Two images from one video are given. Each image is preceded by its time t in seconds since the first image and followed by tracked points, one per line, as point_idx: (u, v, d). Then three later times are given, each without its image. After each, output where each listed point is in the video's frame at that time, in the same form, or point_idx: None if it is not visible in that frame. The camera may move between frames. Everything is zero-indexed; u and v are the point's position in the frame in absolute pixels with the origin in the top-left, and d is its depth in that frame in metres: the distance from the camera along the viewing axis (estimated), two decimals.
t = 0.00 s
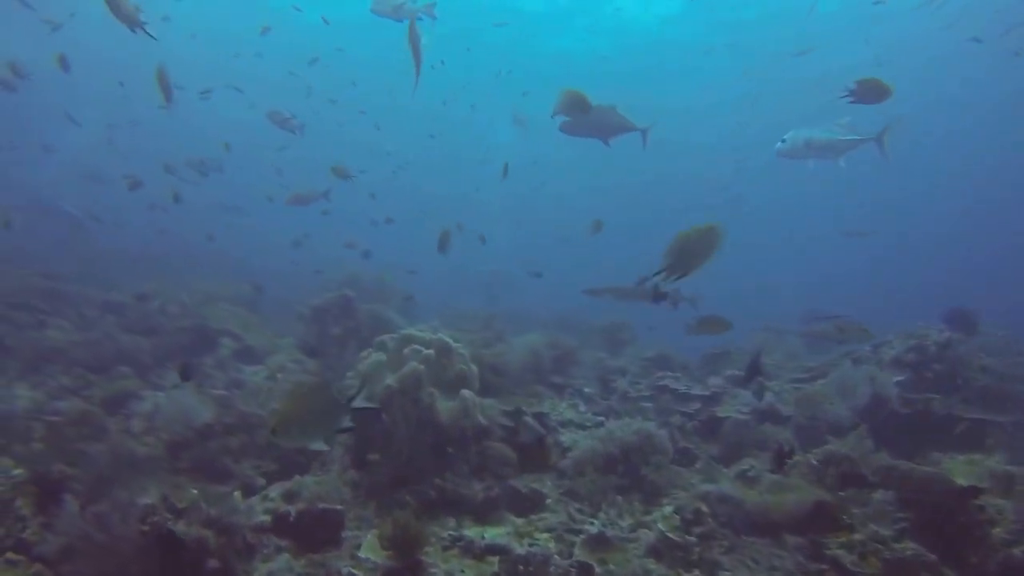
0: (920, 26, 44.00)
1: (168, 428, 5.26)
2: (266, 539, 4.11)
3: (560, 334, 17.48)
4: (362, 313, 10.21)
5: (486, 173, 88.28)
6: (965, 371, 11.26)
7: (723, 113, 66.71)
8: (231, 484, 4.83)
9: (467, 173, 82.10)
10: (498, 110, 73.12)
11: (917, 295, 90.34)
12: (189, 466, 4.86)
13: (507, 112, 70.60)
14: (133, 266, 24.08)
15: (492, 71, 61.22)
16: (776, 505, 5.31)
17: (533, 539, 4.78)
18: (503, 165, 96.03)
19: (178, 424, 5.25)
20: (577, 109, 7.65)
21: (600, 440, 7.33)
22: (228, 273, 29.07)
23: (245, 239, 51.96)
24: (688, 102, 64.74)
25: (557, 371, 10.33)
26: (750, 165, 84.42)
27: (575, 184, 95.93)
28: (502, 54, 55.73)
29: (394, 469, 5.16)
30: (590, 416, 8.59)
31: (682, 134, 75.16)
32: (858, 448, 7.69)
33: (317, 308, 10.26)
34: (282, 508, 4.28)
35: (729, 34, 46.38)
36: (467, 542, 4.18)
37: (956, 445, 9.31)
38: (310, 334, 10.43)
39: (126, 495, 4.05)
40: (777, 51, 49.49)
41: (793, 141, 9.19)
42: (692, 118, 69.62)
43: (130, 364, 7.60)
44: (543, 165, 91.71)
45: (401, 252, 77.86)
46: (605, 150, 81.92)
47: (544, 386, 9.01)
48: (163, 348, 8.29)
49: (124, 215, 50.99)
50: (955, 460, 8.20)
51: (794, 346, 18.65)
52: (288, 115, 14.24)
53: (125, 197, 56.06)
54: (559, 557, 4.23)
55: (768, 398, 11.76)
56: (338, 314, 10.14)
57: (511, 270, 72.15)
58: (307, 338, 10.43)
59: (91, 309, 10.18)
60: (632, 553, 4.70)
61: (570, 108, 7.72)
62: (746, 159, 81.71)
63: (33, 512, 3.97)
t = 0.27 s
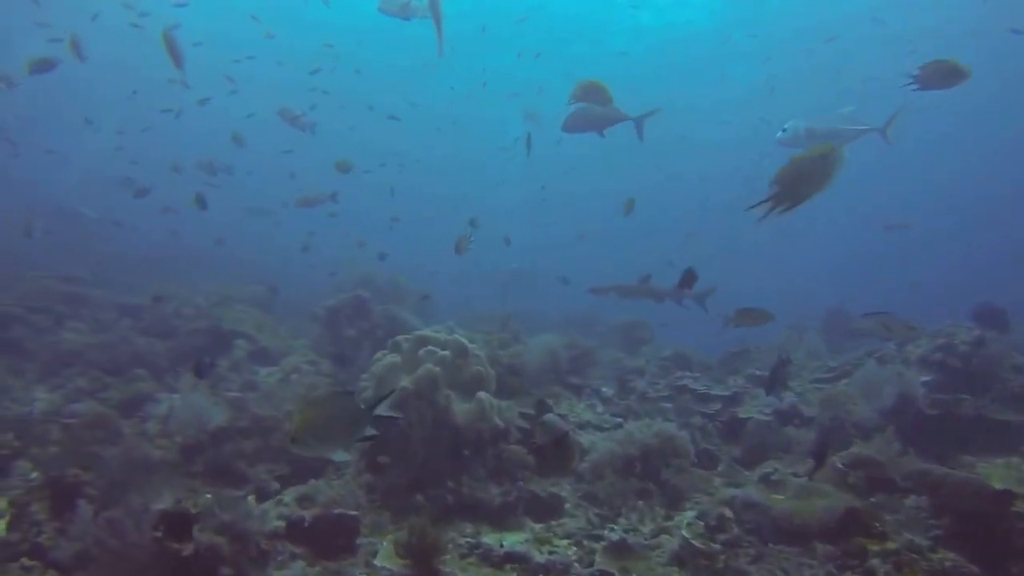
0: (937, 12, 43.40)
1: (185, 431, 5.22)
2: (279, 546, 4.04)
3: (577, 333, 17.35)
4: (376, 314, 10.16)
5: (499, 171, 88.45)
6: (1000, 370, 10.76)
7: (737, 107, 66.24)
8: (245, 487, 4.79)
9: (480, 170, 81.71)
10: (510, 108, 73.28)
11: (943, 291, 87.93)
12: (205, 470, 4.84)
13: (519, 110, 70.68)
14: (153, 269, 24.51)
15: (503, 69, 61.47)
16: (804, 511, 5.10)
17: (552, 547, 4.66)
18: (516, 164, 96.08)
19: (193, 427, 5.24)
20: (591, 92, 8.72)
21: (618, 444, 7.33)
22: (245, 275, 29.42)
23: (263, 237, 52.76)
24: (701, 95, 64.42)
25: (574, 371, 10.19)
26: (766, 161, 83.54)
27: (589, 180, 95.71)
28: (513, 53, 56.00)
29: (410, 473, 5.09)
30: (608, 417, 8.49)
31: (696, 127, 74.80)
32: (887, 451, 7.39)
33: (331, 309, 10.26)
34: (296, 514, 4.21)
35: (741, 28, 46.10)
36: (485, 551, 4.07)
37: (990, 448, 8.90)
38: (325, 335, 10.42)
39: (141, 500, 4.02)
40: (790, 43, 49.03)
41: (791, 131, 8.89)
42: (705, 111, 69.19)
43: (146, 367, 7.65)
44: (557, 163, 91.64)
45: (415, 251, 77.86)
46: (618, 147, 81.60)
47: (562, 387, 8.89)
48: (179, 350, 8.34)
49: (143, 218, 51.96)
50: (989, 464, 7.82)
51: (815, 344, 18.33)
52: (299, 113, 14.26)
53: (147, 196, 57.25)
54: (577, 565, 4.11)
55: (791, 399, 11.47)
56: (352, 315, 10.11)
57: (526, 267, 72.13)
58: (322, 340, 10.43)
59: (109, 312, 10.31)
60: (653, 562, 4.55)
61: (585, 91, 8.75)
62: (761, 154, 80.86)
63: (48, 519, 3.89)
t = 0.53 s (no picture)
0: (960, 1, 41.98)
1: (197, 433, 5.16)
2: (294, 551, 3.95)
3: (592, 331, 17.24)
4: (389, 312, 10.10)
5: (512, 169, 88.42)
6: None
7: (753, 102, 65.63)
8: (258, 490, 4.72)
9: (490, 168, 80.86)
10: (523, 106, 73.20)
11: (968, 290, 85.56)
12: (218, 471, 4.78)
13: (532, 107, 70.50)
14: (170, 269, 24.77)
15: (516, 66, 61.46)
16: (832, 517, 4.91)
17: (570, 554, 4.54)
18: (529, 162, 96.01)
19: (206, 428, 5.19)
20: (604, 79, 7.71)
21: (634, 448, 7.27)
22: (261, 274, 29.66)
23: (278, 235, 53.27)
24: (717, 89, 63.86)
25: (590, 371, 10.06)
26: (782, 156, 82.64)
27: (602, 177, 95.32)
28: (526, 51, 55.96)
29: (425, 477, 5.00)
30: (624, 417, 8.36)
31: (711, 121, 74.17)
32: (916, 454, 7.10)
33: (345, 308, 10.22)
34: (309, 518, 4.11)
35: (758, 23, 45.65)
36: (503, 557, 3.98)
37: None
38: (338, 334, 10.38)
39: (153, 503, 3.95)
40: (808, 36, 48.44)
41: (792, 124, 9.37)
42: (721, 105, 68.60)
43: (160, 366, 7.66)
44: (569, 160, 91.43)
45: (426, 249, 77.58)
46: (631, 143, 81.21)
47: (577, 386, 8.80)
48: (193, 348, 8.34)
49: (162, 218, 52.67)
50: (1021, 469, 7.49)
51: (835, 344, 17.99)
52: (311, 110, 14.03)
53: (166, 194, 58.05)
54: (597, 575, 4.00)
55: (811, 399, 11.18)
56: (364, 314, 10.06)
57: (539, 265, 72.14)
58: (335, 340, 10.40)
59: (125, 311, 10.38)
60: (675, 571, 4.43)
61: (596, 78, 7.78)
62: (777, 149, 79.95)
63: (60, 521, 3.82)
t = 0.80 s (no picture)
0: None
1: (210, 434, 5.11)
2: (306, 557, 3.86)
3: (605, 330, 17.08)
4: (402, 311, 10.03)
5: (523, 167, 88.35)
6: None
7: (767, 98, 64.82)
8: (271, 492, 4.65)
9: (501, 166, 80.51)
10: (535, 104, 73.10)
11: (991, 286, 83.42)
12: (231, 473, 4.72)
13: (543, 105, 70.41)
14: (184, 269, 25.08)
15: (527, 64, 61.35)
16: (861, 524, 4.72)
17: (589, 562, 4.41)
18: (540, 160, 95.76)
19: (218, 429, 5.13)
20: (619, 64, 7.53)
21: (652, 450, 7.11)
22: (273, 273, 29.93)
23: (291, 233, 53.78)
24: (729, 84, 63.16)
25: (604, 371, 9.91)
26: (796, 151, 81.68)
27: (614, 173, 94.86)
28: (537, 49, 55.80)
29: (440, 480, 4.90)
30: (641, 419, 8.21)
31: (724, 117, 73.47)
32: (945, 458, 6.84)
33: (358, 307, 10.18)
34: (322, 522, 4.02)
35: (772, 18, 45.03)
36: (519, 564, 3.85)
37: None
38: (351, 334, 10.33)
39: (165, 506, 3.88)
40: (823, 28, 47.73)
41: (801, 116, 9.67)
42: (734, 101, 67.91)
43: (174, 366, 7.66)
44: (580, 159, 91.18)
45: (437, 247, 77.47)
46: (643, 141, 80.73)
47: (593, 387, 8.65)
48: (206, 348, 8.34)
49: (177, 218, 53.35)
50: None
51: (855, 344, 17.55)
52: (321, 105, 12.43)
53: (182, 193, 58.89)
54: None
55: (832, 399, 10.89)
56: (377, 313, 10.00)
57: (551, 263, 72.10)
58: (349, 339, 10.35)
59: (141, 311, 10.45)
60: None
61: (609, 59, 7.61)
62: (791, 145, 79.07)
63: (73, 525, 3.77)
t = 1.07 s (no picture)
0: None
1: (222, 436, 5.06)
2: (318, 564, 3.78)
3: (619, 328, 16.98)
4: (416, 310, 9.95)
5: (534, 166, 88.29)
6: None
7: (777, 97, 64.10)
8: (283, 496, 4.61)
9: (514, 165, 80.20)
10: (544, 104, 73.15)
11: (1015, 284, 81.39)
12: (243, 477, 4.67)
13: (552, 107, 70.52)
14: (201, 269, 25.47)
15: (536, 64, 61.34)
16: (895, 538, 4.51)
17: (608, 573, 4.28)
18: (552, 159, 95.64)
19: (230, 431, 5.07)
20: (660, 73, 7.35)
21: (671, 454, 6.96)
22: (286, 272, 30.22)
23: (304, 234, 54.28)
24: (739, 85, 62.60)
25: (621, 371, 9.74)
26: (810, 146, 80.67)
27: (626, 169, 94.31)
28: (547, 49, 55.96)
29: (454, 484, 4.81)
30: (658, 421, 8.06)
31: (736, 113, 72.86)
32: (978, 467, 6.58)
33: (371, 307, 10.13)
34: (334, 528, 3.92)
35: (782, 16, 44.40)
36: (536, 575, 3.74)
37: None
38: (365, 333, 10.28)
39: (179, 510, 3.81)
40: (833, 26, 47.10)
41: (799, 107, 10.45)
42: (745, 100, 67.31)
43: (187, 366, 7.66)
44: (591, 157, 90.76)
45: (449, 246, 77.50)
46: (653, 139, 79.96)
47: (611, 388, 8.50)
48: (220, 348, 8.35)
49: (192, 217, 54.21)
50: None
51: (876, 343, 17.14)
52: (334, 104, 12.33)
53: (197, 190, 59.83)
54: None
55: (855, 400, 10.62)
56: (391, 312, 9.92)
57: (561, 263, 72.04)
58: (362, 339, 10.31)
59: (156, 310, 10.50)
60: None
61: (656, 69, 7.38)
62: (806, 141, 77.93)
63: (83, 530, 3.64)
